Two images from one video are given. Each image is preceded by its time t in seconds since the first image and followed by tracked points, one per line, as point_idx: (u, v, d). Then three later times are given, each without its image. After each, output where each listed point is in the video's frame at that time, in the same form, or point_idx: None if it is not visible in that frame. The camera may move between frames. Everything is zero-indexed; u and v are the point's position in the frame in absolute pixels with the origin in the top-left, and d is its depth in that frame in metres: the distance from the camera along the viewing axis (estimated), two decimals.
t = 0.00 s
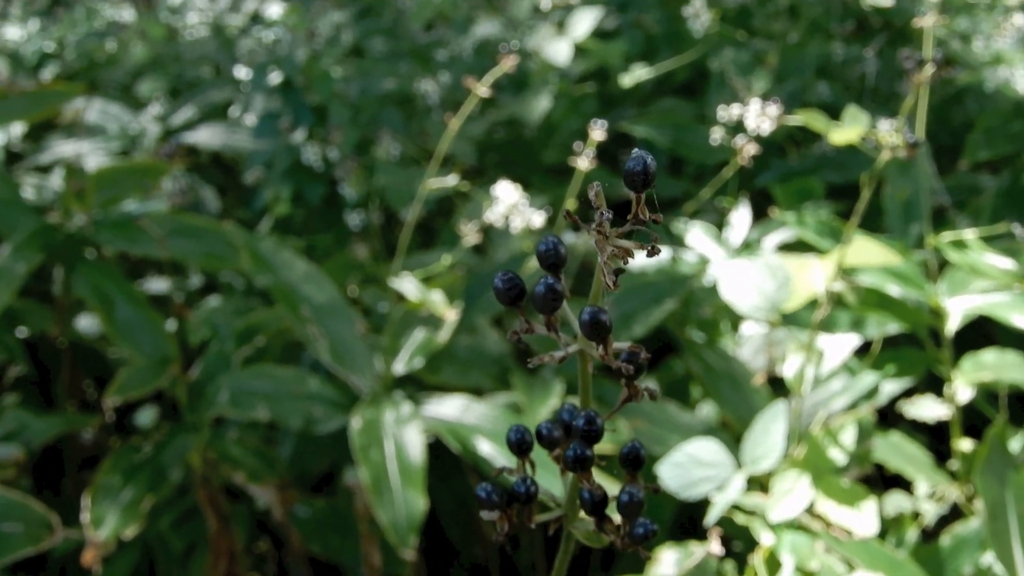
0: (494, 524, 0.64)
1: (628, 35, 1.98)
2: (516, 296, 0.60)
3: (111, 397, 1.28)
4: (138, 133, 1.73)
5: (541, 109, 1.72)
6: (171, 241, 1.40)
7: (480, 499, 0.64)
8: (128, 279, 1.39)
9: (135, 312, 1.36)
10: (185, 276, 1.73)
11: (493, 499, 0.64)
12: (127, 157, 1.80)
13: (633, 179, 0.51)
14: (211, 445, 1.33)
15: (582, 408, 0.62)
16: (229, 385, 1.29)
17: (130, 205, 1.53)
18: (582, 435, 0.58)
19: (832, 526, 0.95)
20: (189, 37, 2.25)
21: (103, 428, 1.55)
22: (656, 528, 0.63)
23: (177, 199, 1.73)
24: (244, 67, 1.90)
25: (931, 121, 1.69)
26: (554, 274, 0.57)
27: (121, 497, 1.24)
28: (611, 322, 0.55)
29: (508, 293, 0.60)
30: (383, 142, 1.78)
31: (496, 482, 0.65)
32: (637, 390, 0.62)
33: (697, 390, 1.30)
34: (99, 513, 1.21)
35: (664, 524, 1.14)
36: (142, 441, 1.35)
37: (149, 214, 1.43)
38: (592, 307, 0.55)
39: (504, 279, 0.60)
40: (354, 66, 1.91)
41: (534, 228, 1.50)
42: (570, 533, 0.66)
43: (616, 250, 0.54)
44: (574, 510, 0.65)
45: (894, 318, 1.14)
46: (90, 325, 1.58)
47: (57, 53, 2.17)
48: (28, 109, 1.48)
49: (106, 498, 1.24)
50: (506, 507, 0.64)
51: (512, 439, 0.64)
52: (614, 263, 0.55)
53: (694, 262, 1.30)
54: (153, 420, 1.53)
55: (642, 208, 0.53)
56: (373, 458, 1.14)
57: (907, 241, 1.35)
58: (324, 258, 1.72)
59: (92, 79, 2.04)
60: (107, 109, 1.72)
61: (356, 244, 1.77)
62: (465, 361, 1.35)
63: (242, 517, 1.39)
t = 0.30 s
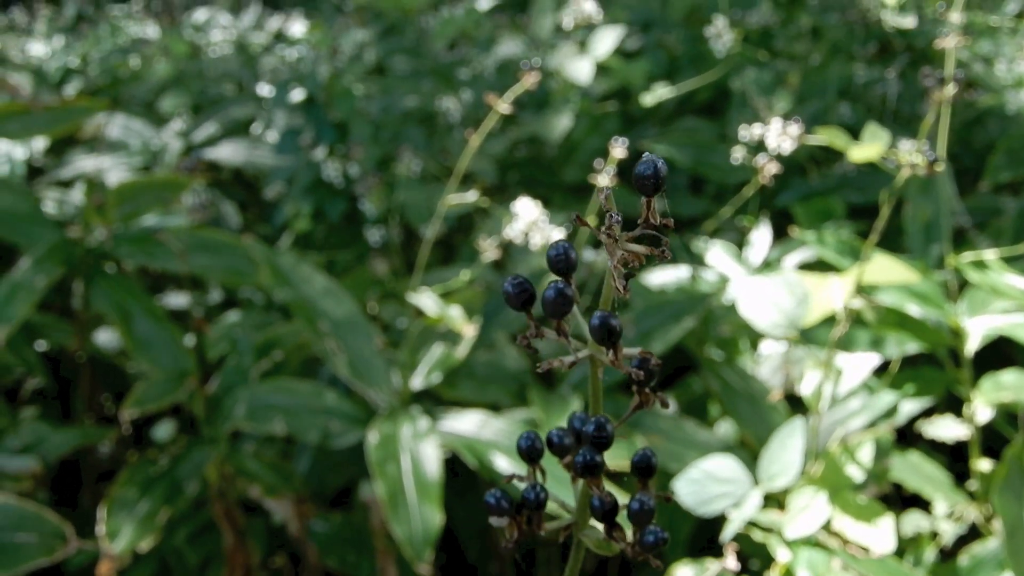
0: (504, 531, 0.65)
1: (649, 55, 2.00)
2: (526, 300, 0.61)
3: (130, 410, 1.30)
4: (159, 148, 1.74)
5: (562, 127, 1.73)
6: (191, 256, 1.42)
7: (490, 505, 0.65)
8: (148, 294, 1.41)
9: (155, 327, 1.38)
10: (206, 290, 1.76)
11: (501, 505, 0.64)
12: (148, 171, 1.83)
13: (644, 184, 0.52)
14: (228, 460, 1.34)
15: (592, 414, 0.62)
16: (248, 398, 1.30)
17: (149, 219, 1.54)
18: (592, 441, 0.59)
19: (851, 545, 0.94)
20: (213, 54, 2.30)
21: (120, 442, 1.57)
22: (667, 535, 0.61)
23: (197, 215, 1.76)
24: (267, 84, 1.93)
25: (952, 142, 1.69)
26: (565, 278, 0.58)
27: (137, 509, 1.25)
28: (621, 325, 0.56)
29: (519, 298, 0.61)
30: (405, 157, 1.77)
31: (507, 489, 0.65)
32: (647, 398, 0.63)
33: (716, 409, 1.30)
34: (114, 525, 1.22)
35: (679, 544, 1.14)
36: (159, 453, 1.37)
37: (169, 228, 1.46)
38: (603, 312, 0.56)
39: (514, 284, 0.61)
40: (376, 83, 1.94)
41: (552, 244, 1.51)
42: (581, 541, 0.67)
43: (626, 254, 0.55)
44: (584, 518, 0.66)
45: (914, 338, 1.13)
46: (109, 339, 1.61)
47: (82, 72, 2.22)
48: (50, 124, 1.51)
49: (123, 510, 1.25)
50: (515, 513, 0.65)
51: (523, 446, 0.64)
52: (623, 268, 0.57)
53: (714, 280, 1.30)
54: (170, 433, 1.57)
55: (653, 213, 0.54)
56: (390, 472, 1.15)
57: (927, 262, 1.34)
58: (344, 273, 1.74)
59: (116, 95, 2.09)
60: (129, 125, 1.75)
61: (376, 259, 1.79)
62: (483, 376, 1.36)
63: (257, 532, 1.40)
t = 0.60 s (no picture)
0: (520, 532, 0.65)
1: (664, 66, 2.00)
2: (544, 298, 0.61)
3: (146, 421, 1.31)
4: (178, 161, 1.79)
5: (577, 138, 1.74)
6: (208, 267, 1.44)
7: (506, 505, 0.65)
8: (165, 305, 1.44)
9: (171, 339, 1.40)
10: (222, 303, 1.77)
11: (518, 505, 0.65)
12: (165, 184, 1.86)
13: (664, 180, 0.53)
14: (245, 470, 1.36)
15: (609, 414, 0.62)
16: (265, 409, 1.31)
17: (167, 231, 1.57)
18: (609, 441, 0.59)
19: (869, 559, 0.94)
20: (229, 67, 2.32)
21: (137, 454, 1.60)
22: (685, 537, 0.62)
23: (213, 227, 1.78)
24: (284, 97, 1.95)
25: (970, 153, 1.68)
26: (583, 275, 0.58)
27: (154, 520, 1.26)
28: (640, 323, 0.56)
29: (536, 295, 0.61)
30: (421, 170, 1.81)
31: (522, 489, 0.66)
32: (665, 397, 0.64)
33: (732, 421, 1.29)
34: (131, 536, 1.23)
35: (694, 558, 1.14)
36: (175, 464, 1.38)
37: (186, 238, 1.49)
38: (621, 309, 0.56)
39: (532, 281, 0.61)
40: (392, 96, 1.95)
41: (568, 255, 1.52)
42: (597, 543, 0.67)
43: (646, 249, 0.55)
44: (601, 520, 0.66)
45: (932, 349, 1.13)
46: (128, 351, 1.62)
47: (101, 87, 2.25)
48: (69, 136, 1.54)
49: (139, 520, 1.26)
50: (531, 514, 0.65)
51: (539, 447, 0.64)
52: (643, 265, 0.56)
53: (730, 291, 1.30)
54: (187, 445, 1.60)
55: (672, 209, 0.54)
56: (405, 483, 1.15)
57: (945, 273, 1.33)
58: (359, 285, 1.75)
59: (134, 108, 2.11)
60: (148, 138, 1.78)
61: (392, 271, 1.80)
62: (498, 388, 1.36)
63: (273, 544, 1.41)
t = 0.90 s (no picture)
0: (522, 532, 0.67)
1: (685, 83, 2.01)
2: (546, 296, 0.62)
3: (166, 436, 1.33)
4: (200, 179, 1.83)
5: (597, 156, 1.75)
6: (229, 284, 1.47)
7: (509, 505, 0.66)
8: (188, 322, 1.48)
9: (190, 354, 1.44)
10: (242, 320, 1.79)
11: (520, 505, 0.65)
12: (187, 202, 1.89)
13: (664, 176, 0.54)
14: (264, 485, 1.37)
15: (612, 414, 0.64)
16: (285, 423, 1.32)
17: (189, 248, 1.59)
18: (612, 439, 0.61)
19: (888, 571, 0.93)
20: (252, 87, 2.36)
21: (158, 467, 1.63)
22: (688, 537, 0.63)
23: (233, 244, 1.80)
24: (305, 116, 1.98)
25: (993, 168, 1.67)
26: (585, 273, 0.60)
27: (173, 534, 1.29)
28: (641, 320, 0.58)
29: (539, 294, 0.62)
30: (440, 186, 1.81)
31: (526, 489, 0.66)
32: (667, 396, 0.66)
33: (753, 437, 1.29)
34: (150, 550, 1.26)
35: None
36: (195, 479, 1.42)
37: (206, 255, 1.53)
38: (623, 306, 0.57)
39: (534, 280, 0.62)
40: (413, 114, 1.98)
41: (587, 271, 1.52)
42: (600, 545, 0.68)
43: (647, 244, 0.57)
44: (605, 521, 0.67)
45: (955, 365, 1.12)
46: (148, 368, 1.62)
47: (125, 108, 2.29)
48: (90, 154, 1.57)
49: (159, 534, 1.29)
50: (533, 515, 0.66)
51: (544, 448, 0.65)
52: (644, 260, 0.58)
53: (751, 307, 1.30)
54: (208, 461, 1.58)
55: (673, 205, 0.55)
56: (423, 497, 1.16)
57: (968, 289, 1.33)
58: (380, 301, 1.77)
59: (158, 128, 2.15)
60: (169, 157, 1.82)
61: (412, 287, 1.82)
62: (518, 403, 1.36)
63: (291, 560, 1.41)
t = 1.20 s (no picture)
0: (523, 530, 0.69)
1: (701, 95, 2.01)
2: (541, 291, 0.64)
3: (182, 448, 1.34)
4: (216, 194, 1.84)
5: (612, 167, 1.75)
6: (243, 296, 1.48)
7: (509, 503, 0.68)
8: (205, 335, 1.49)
9: (208, 367, 1.45)
10: (259, 334, 1.81)
11: (519, 503, 0.68)
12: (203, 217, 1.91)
13: (656, 165, 0.56)
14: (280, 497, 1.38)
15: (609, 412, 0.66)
16: (301, 435, 1.33)
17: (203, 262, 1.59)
18: (609, 435, 0.61)
19: None
20: (270, 102, 2.38)
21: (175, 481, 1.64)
22: (688, 535, 0.65)
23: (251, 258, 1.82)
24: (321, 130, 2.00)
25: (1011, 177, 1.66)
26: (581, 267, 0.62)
27: (190, 546, 1.29)
28: (634, 312, 0.59)
29: (533, 288, 0.63)
30: (456, 198, 1.85)
31: (525, 488, 0.69)
32: (666, 392, 0.65)
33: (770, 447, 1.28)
34: (166, 562, 1.26)
35: None
36: (211, 491, 1.42)
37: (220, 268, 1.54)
38: (617, 300, 0.59)
39: (528, 274, 0.64)
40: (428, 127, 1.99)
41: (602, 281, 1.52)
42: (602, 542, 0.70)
43: (640, 234, 0.60)
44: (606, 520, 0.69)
45: (972, 374, 1.11)
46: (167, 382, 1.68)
47: (143, 123, 2.32)
48: (108, 169, 1.60)
49: (176, 547, 1.29)
50: (532, 514, 0.69)
51: (544, 447, 0.66)
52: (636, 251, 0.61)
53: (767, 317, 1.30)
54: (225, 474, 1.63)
55: (666, 197, 0.58)
56: (439, 508, 1.16)
57: (986, 299, 1.32)
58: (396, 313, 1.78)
59: (177, 143, 2.18)
60: (186, 171, 1.85)
61: (428, 299, 1.83)
62: (534, 414, 1.36)
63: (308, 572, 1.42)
